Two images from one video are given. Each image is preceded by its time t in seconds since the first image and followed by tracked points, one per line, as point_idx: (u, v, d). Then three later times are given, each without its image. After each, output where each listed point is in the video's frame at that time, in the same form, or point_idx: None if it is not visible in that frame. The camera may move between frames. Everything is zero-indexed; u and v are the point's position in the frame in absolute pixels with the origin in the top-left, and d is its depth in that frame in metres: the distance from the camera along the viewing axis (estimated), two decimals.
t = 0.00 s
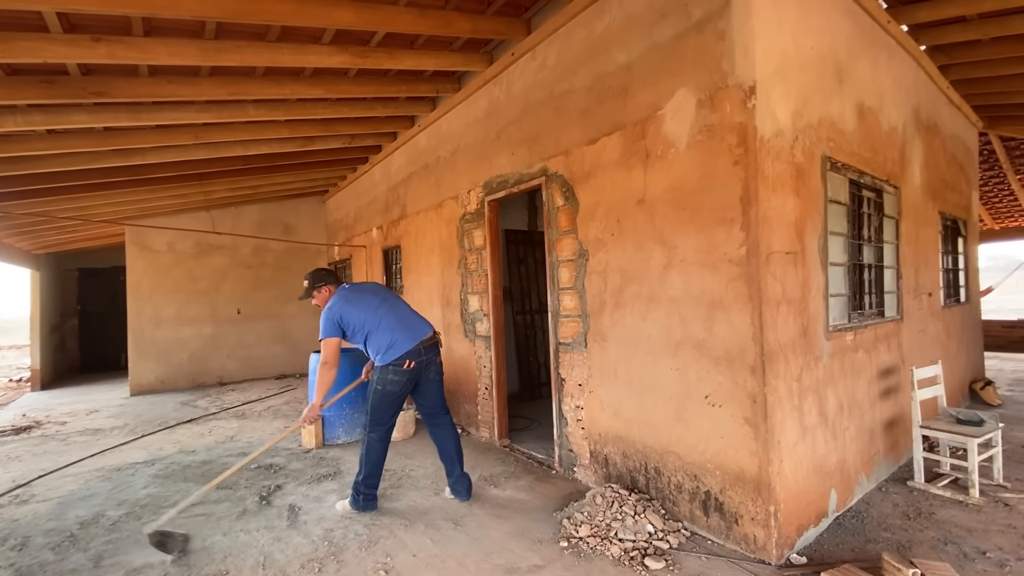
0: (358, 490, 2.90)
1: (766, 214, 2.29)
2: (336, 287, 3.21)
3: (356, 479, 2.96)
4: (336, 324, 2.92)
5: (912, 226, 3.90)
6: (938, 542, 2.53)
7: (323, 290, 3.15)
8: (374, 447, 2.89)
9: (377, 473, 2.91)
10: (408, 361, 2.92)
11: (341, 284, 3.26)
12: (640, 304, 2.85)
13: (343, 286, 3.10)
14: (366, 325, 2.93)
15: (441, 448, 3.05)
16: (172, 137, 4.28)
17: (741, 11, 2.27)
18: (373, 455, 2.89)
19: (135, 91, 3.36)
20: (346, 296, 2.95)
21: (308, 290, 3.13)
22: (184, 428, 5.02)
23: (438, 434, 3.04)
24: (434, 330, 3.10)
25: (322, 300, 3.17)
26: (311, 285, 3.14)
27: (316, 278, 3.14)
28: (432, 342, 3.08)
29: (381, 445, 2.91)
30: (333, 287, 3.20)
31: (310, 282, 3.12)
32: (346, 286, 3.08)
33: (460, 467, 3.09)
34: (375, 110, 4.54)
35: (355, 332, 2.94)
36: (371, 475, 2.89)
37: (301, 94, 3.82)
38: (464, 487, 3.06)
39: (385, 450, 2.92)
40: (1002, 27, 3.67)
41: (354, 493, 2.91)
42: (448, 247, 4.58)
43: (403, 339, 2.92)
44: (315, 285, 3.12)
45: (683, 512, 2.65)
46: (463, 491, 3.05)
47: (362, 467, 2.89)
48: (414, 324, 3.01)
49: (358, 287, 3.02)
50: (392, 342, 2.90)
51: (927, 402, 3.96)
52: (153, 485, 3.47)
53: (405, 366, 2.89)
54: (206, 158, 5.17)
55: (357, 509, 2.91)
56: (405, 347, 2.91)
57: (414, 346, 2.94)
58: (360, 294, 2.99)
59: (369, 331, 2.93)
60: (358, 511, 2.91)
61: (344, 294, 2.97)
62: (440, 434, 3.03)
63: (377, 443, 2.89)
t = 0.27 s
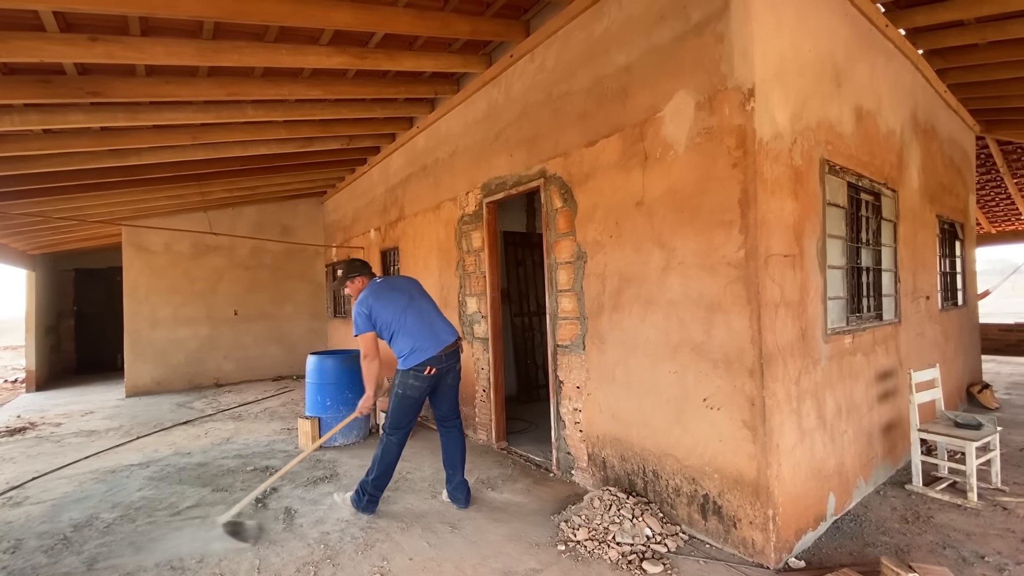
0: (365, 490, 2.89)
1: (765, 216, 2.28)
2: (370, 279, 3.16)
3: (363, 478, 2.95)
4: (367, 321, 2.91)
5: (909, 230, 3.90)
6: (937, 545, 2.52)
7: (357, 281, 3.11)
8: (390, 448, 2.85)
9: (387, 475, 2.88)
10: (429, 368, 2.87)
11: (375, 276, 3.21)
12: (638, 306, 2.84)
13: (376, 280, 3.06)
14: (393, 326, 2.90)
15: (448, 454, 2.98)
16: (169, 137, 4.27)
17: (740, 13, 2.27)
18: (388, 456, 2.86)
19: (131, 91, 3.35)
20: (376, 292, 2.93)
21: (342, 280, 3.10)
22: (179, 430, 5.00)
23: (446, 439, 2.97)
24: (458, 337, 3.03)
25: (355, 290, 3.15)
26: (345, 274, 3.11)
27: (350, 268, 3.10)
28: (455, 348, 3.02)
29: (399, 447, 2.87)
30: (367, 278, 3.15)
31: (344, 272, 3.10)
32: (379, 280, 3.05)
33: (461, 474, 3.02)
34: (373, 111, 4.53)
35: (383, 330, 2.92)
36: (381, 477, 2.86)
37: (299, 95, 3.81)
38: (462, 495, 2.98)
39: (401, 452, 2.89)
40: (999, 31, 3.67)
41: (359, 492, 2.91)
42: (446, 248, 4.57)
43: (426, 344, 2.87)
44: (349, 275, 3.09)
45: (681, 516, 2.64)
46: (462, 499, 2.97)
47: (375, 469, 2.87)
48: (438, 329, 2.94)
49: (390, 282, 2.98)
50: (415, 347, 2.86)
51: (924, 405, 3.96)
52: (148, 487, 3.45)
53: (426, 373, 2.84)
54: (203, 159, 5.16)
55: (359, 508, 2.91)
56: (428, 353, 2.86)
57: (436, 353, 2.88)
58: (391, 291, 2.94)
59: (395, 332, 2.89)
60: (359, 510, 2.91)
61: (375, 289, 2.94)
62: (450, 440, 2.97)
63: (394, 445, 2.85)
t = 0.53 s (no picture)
0: (394, 496, 2.84)
1: (764, 219, 2.28)
2: (378, 274, 3.15)
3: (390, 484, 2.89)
4: (374, 315, 2.90)
5: (907, 233, 3.91)
6: (935, 549, 2.52)
7: (365, 275, 3.10)
8: (405, 449, 2.81)
9: (411, 477, 2.84)
10: (434, 364, 2.84)
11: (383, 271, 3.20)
12: (637, 308, 2.83)
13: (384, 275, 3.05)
14: (400, 321, 2.88)
15: (448, 453, 2.93)
16: (167, 136, 4.25)
17: (741, 15, 2.27)
18: (404, 458, 2.81)
19: (129, 90, 3.34)
20: (384, 287, 2.92)
21: (350, 274, 3.10)
22: (176, 431, 4.97)
23: (446, 440, 2.93)
24: (463, 334, 3.00)
25: (363, 285, 3.14)
26: (353, 269, 3.10)
27: (358, 263, 3.10)
28: (460, 345, 2.98)
29: (410, 446, 2.83)
30: (374, 273, 3.14)
31: (352, 267, 3.09)
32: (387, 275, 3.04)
33: (460, 477, 3.00)
34: (372, 111, 4.52)
35: (390, 325, 2.90)
36: (405, 480, 2.82)
37: (297, 95, 3.80)
38: (461, 498, 2.96)
39: (416, 452, 2.84)
40: (998, 35, 3.67)
41: (391, 498, 2.84)
42: (445, 249, 4.55)
43: (431, 340, 2.83)
44: (356, 270, 3.08)
45: (679, 518, 2.63)
46: (460, 501, 2.96)
47: (397, 473, 2.81)
48: (444, 325, 2.91)
49: (398, 277, 2.97)
50: (420, 342, 2.82)
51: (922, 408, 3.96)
52: (143, 488, 3.42)
53: (431, 368, 2.81)
54: (201, 159, 5.14)
55: (394, 515, 2.85)
56: (432, 348, 2.83)
57: (441, 348, 2.85)
58: (398, 286, 2.93)
59: (401, 327, 2.87)
60: (394, 517, 2.85)
61: (383, 284, 2.94)
62: (451, 442, 2.92)
63: (406, 444, 2.81)
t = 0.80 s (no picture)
0: (393, 499, 2.82)
1: (765, 221, 2.28)
2: (366, 277, 3.14)
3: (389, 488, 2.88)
4: (364, 318, 2.88)
5: (905, 236, 3.91)
6: (935, 552, 2.51)
7: (353, 278, 3.09)
8: (401, 454, 2.79)
9: (410, 482, 2.82)
10: (428, 364, 2.83)
11: (371, 274, 3.20)
12: (637, 310, 2.83)
13: (372, 277, 3.04)
14: (390, 322, 2.86)
15: (445, 457, 2.93)
16: (164, 136, 4.23)
17: (742, 17, 2.26)
18: (401, 463, 2.79)
19: (126, 89, 3.31)
20: (373, 290, 2.91)
21: (337, 277, 3.08)
22: (171, 432, 4.94)
23: (442, 443, 2.91)
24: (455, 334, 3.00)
25: (351, 288, 3.13)
26: (341, 272, 3.09)
27: (346, 265, 3.08)
28: (453, 345, 2.98)
29: (408, 451, 2.81)
30: (362, 276, 3.14)
31: (340, 269, 3.08)
32: (374, 278, 3.02)
33: (458, 480, 2.99)
34: (371, 112, 4.51)
35: (381, 327, 2.88)
36: (403, 485, 2.80)
37: (296, 94, 3.78)
38: (459, 500, 2.95)
39: (413, 457, 2.82)
40: (996, 38, 3.68)
41: (389, 502, 2.83)
42: (444, 250, 4.54)
43: (424, 340, 2.82)
44: (344, 273, 3.07)
45: (678, 521, 2.62)
46: (459, 504, 2.94)
47: (394, 477, 2.79)
48: (436, 326, 2.90)
49: (386, 280, 2.96)
50: (412, 342, 2.80)
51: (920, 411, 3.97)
52: (138, 490, 3.39)
53: (425, 369, 2.80)
54: (198, 158, 5.11)
55: (392, 519, 2.82)
56: (426, 348, 2.81)
57: (435, 348, 2.84)
58: (388, 288, 2.92)
59: (393, 328, 2.85)
60: (393, 521, 2.82)
61: (372, 286, 2.92)
62: (445, 444, 2.91)
63: (402, 448, 2.79)
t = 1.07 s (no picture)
0: (390, 502, 2.80)
1: (765, 222, 2.27)
2: (346, 282, 3.12)
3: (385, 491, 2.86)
4: (347, 322, 2.84)
5: (903, 237, 3.92)
6: (934, 554, 2.51)
7: (334, 283, 3.07)
8: (397, 456, 2.78)
9: (406, 484, 2.80)
10: (420, 363, 2.80)
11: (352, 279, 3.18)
12: (636, 311, 2.82)
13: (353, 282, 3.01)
14: (376, 325, 2.83)
15: (448, 456, 2.95)
16: (161, 134, 4.20)
17: (743, 18, 2.26)
18: (397, 465, 2.78)
19: (122, 87, 3.29)
20: (356, 294, 2.87)
21: (318, 284, 3.05)
22: (166, 432, 4.91)
23: (444, 441, 2.94)
24: (445, 332, 2.98)
25: (332, 294, 3.10)
26: (321, 279, 3.06)
27: (326, 271, 3.06)
28: (443, 343, 2.96)
29: (403, 454, 2.79)
30: (343, 282, 3.12)
31: (319, 277, 3.05)
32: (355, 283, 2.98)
33: (465, 476, 3.01)
34: (369, 111, 4.49)
35: (366, 331, 2.85)
36: (400, 487, 2.78)
37: (294, 93, 3.76)
38: (469, 496, 2.99)
39: (409, 459, 2.81)
40: (994, 41, 3.69)
41: (385, 505, 2.80)
42: (442, 250, 4.52)
43: (414, 339, 2.80)
44: (324, 280, 3.05)
45: (677, 523, 2.61)
46: (468, 500, 2.99)
47: (390, 480, 2.78)
48: (424, 325, 2.88)
49: (369, 284, 2.92)
50: (402, 342, 2.78)
51: (918, 412, 3.97)
52: (133, 491, 3.37)
53: (417, 369, 2.78)
54: (195, 157, 5.09)
55: (390, 521, 2.80)
56: (416, 347, 2.79)
57: (425, 347, 2.81)
58: (371, 291, 2.89)
59: (379, 330, 2.82)
60: (390, 523, 2.80)
61: (354, 291, 2.88)
62: (447, 443, 2.94)
63: (398, 451, 2.77)
